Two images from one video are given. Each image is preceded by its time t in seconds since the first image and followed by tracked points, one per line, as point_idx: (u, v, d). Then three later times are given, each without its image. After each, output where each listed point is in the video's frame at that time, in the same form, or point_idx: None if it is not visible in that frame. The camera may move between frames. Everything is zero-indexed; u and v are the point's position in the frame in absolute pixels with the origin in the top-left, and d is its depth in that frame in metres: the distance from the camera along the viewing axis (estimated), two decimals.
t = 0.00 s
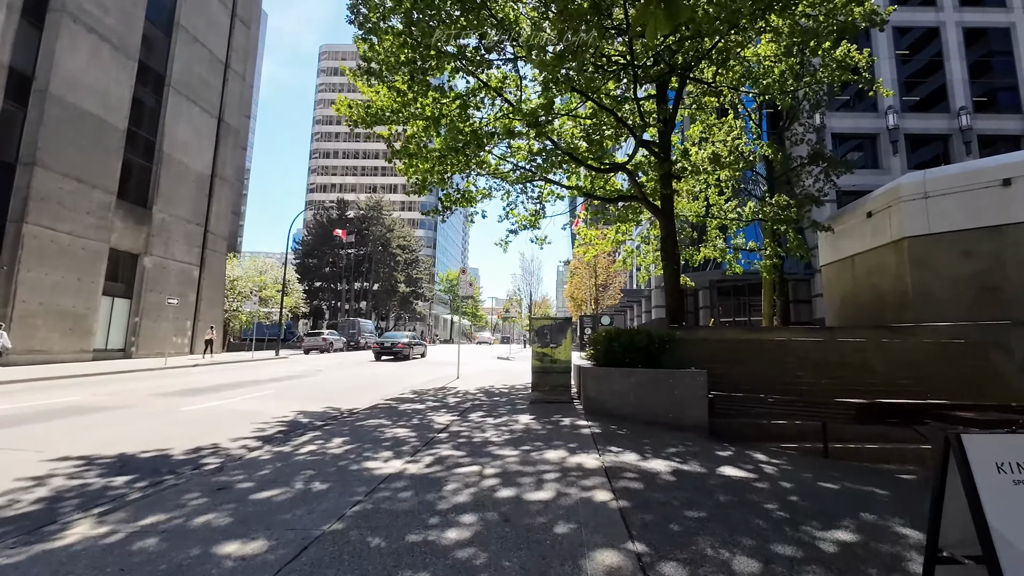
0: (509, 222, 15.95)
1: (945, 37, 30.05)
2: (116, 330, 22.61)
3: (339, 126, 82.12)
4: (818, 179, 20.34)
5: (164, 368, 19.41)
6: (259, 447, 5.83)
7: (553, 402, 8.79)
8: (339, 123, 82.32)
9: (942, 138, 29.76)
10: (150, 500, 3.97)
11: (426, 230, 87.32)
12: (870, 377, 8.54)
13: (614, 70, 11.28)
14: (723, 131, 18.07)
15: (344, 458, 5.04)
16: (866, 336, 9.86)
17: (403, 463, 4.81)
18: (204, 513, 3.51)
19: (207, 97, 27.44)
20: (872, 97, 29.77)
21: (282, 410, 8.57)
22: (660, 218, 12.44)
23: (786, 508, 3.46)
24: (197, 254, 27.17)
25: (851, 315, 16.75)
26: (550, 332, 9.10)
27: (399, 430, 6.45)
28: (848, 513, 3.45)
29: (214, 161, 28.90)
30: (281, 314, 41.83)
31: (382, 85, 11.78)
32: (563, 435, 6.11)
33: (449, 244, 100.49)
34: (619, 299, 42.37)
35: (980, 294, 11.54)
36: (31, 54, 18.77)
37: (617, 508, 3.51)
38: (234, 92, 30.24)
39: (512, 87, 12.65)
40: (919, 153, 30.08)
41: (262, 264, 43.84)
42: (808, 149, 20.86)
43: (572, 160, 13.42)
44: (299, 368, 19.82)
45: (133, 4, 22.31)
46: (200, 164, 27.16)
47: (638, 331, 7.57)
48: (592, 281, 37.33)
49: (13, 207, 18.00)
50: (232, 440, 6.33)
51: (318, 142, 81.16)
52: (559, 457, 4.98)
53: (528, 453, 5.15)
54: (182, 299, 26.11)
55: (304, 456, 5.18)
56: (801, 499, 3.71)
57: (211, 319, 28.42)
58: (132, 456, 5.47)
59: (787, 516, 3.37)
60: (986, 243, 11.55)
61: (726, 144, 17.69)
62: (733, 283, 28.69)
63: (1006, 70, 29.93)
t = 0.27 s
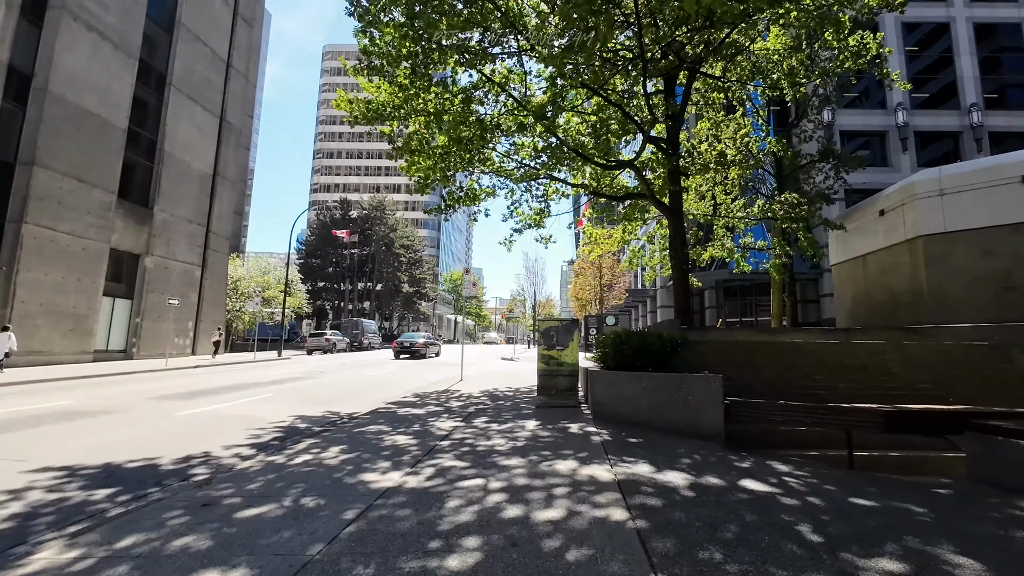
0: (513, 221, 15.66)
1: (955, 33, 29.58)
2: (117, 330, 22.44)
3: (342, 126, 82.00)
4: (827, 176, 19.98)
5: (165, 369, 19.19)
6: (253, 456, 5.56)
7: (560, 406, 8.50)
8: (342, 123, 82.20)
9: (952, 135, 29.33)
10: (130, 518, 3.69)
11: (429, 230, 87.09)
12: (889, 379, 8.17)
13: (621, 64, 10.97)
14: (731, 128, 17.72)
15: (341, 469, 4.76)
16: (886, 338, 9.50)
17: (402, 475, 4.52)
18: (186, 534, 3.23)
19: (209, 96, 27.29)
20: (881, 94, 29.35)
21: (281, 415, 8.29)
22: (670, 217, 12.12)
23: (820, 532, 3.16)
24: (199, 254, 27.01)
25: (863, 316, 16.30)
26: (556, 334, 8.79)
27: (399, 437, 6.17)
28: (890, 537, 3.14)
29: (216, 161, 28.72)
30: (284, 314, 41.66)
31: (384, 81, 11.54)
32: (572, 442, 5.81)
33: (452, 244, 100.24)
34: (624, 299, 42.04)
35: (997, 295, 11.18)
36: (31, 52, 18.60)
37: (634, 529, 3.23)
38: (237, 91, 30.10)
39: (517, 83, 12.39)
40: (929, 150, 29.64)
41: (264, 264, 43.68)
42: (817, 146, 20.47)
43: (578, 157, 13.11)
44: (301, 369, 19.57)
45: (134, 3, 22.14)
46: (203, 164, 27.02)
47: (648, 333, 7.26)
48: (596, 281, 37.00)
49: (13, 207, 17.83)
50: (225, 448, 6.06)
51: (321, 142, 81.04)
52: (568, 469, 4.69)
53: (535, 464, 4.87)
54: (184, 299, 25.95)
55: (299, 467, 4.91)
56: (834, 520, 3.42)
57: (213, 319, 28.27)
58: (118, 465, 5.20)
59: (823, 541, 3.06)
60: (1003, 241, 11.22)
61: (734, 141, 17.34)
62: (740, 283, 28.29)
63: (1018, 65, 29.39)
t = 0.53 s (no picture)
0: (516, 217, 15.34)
1: (964, 27, 29.07)
2: (116, 329, 22.23)
3: (345, 125, 81.83)
4: (835, 170, 19.59)
5: (164, 369, 18.98)
6: (239, 460, 5.26)
7: (563, 406, 8.18)
8: (344, 122, 82.05)
9: (961, 131, 28.85)
10: (96, 529, 3.39)
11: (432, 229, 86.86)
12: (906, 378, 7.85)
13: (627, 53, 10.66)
14: (737, 122, 17.35)
15: (329, 475, 4.45)
16: (903, 335, 9.13)
17: (395, 482, 4.21)
18: (152, 550, 2.93)
19: (209, 93, 27.08)
20: (889, 90, 28.90)
21: (274, 417, 7.98)
22: (676, 212, 11.78)
23: (856, 548, 2.84)
24: (199, 252, 26.80)
25: (874, 313, 15.72)
26: (559, 331, 8.48)
27: (395, 440, 5.87)
28: (935, 556, 2.81)
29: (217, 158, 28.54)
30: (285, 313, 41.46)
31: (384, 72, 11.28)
32: (577, 445, 5.49)
33: (455, 243, 99.98)
34: (628, 298, 41.66)
35: (1014, 291, 10.83)
36: (28, 47, 18.38)
37: (648, 544, 2.91)
38: (237, 88, 29.88)
39: (518, 75, 12.11)
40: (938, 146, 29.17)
41: (266, 263, 43.47)
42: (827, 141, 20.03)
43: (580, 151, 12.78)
44: (301, 368, 19.33)
45: None
46: (203, 161, 26.81)
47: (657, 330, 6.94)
48: (600, 280, 36.64)
49: (10, 204, 17.61)
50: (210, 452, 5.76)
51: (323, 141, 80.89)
52: (573, 474, 4.37)
53: (538, 469, 4.56)
54: (184, 297, 25.74)
55: (286, 472, 4.61)
56: (869, 534, 3.09)
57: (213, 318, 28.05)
58: (93, 471, 4.90)
59: (860, 559, 2.74)
60: (1020, 236, 10.87)
61: (741, 135, 16.98)
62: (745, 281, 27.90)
63: None
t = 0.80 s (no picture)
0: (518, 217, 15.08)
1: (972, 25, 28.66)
2: (115, 331, 22.05)
3: (347, 126, 81.77)
4: (842, 169, 19.26)
5: (163, 371, 18.79)
6: (228, 473, 5.02)
7: (566, 413, 7.92)
8: (347, 123, 81.99)
9: (969, 130, 28.46)
10: (64, 553, 3.15)
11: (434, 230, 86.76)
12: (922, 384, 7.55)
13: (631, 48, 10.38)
14: (742, 119, 17.02)
15: (319, 491, 4.20)
16: (918, 339, 8.83)
17: (389, 499, 3.96)
18: None
19: (209, 94, 26.90)
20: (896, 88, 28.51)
21: (268, 424, 7.74)
22: (682, 212, 11.48)
23: None
24: (199, 253, 26.62)
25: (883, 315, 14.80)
26: (563, 335, 8.22)
27: (391, 451, 5.61)
28: None
29: (217, 159, 28.38)
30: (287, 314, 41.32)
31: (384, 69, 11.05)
32: (582, 457, 5.22)
33: (458, 244, 99.86)
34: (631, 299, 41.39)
35: None
36: (26, 47, 18.22)
37: None
38: (238, 88, 29.71)
39: (520, 72, 11.84)
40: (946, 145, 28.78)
41: (268, 264, 43.34)
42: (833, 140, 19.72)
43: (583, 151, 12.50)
44: (301, 371, 19.10)
45: None
46: (203, 162, 26.64)
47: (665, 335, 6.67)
48: (603, 280, 36.39)
49: (7, 205, 17.43)
50: (198, 464, 5.51)
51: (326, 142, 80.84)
52: (579, 491, 4.11)
53: (541, 484, 4.30)
54: (184, 299, 25.56)
55: (274, 487, 4.37)
56: (903, 564, 2.82)
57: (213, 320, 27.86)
58: (71, 486, 4.65)
59: None
60: None
61: (746, 133, 16.66)
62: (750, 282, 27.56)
63: None
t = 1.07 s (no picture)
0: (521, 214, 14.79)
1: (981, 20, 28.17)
2: (114, 331, 21.86)
3: (350, 126, 81.66)
4: (849, 163, 18.92)
5: (162, 371, 18.58)
6: (217, 478, 4.75)
7: (572, 413, 7.63)
8: (350, 123, 81.86)
9: (978, 126, 28.00)
10: (31, 567, 2.89)
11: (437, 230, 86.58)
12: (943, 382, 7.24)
13: (638, 37, 10.08)
14: (749, 114, 16.67)
15: (311, 498, 3.92)
16: (939, 337, 8.50)
17: (385, 507, 3.69)
18: None
19: (210, 91, 26.69)
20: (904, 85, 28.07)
21: (264, 424, 7.48)
22: (690, 207, 11.18)
23: None
24: (200, 252, 26.42)
25: (895, 313, 13.95)
26: (569, 332, 7.93)
27: (390, 454, 5.33)
28: None
29: (218, 158, 28.20)
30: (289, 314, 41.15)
31: (384, 61, 10.78)
32: (591, 460, 4.94)
33: (460, 244, 99.68)
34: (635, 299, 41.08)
35: None
36: (24, 44, 18.01)
37: None
38: (239, 86, 29.53)
39: (524, 63, 11.55)
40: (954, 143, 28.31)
41: (270, 263, 43.18)
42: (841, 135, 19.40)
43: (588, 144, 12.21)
44: (302, 371, 18.86)
45: None
46: (204, 160, 26.43)
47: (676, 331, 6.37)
48: (607, 280, 36.07)
49: (5, 203, 17.22)
50: (187, 467, 5.26)
51: (329, 142, 80.78)
52: (589, 498, 3.83)
53: (549, 490, 4.02)
54: (185, 298, 25.35)
55: (263, 493, 4.09)
56: None
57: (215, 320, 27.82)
58: (50, 492, 4.40)
59: None
60: None
61: (753, 128, 16.30)
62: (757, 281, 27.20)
63: None
